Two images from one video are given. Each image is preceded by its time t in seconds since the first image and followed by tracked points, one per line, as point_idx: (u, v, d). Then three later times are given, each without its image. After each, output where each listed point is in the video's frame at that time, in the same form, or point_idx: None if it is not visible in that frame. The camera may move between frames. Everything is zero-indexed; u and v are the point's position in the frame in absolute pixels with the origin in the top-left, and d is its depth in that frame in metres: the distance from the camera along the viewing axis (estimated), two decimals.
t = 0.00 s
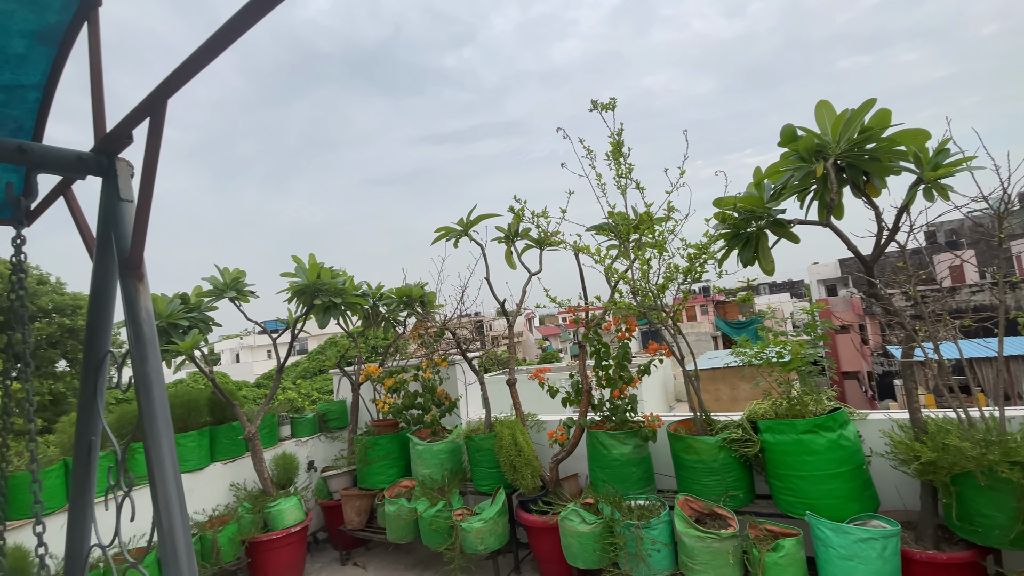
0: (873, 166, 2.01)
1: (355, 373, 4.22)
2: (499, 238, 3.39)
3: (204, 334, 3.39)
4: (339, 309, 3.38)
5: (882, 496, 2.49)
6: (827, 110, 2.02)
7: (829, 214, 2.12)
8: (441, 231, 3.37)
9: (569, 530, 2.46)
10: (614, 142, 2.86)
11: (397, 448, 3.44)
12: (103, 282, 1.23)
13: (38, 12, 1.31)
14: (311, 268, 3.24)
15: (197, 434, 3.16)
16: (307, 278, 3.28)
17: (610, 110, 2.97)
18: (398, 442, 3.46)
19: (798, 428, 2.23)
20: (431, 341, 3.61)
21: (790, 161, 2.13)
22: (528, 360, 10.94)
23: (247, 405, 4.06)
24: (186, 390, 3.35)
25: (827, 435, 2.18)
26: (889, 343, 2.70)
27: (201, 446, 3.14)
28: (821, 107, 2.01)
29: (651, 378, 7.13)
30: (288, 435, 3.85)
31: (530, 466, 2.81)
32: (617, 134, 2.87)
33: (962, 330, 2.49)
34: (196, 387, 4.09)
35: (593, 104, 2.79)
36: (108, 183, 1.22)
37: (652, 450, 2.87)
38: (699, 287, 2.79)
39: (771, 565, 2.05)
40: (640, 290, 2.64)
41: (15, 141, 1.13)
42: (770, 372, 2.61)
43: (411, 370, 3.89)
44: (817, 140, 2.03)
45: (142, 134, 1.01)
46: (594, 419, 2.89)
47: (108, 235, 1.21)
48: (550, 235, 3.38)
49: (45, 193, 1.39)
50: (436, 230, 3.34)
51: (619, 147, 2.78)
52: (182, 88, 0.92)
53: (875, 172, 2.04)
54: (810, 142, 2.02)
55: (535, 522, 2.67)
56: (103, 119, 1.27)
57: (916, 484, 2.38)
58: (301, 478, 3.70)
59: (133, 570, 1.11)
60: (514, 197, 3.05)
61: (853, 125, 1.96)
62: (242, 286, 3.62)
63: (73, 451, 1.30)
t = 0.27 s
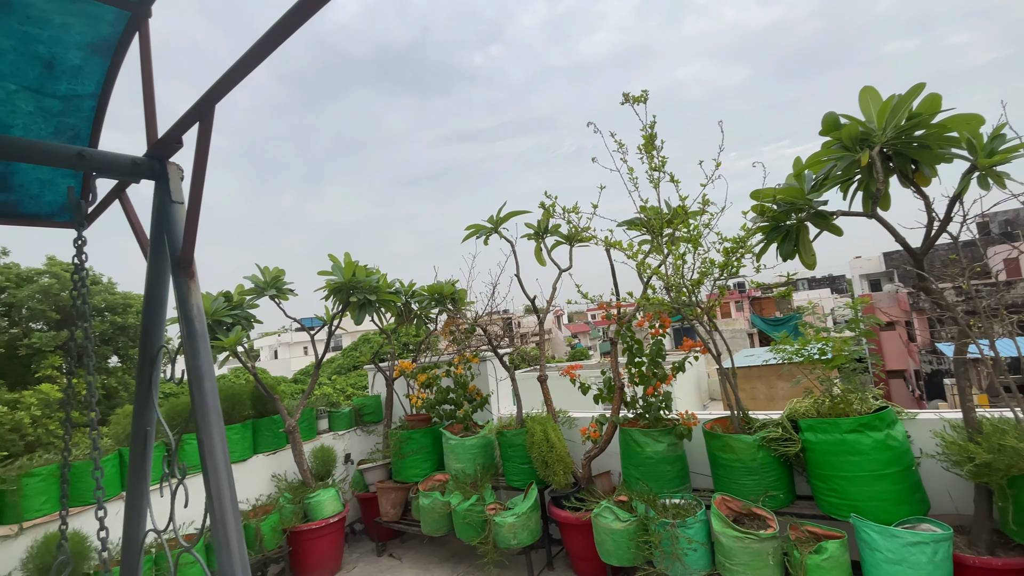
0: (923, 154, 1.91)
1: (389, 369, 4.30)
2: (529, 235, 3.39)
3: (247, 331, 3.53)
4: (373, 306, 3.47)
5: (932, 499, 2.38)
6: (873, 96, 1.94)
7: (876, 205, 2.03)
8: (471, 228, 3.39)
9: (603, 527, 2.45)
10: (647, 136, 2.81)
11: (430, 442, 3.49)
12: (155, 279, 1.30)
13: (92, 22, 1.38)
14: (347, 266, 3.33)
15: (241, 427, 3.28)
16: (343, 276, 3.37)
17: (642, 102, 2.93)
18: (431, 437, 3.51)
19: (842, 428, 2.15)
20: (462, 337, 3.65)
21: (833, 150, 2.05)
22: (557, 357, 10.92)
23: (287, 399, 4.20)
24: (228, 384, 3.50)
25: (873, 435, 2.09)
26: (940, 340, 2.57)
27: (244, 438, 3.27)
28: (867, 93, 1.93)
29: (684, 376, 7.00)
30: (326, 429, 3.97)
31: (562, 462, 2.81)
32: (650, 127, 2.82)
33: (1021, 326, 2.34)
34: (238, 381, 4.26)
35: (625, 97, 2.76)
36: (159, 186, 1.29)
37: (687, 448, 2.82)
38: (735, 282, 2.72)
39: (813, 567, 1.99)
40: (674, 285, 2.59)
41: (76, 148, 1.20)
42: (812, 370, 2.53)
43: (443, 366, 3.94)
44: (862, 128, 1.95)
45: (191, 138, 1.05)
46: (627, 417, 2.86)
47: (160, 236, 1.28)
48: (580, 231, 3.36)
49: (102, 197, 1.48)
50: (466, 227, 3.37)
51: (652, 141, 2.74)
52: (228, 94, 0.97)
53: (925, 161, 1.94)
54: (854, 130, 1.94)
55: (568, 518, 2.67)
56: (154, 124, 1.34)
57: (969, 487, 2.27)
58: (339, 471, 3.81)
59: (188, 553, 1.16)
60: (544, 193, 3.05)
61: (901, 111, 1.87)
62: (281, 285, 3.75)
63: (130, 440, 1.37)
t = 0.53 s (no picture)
0: (980, 141, 1.80)
1: (423, 364, 4.37)
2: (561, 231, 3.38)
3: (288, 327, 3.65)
4: (408, 303, 3.54)
5: (990, 504, 2.25)
6: (925, 79, 1.83)
7: (928, 195, 1.92)
8: (503, 226, 3.40)
9: (639, 525, 2.43)
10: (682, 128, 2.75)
11: (464, 437, 3.53)
12: (205, 278, 1.36)
13: (144, 34, 1.46)
14: (382, 264, 3.40)
15: (283, 420, 3.41)
16: (378, 274, 3.44)
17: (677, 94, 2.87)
18: (465, 432, 3.55)
19: (892, 429, 2.06)
20: (495, 334, 3.67)
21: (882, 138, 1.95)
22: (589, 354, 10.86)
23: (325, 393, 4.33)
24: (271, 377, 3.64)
25: (926, 436, 2.00)
26: (1000, 337, 2.43)
27: (286, 431, 3.39)
28: (918, 78, 1.83)
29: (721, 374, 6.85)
30: (363, 423, 4.07)
31: (596, 459, 2.79)
32: (685, 119, 2.76)
33: None
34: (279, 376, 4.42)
35: (659, 88, 2.71)
36: (208, 189, 1.35)
37: (726, 447, 2.76)
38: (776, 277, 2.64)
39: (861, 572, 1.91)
40: (711, 281, 2.52)
41: (133, 155, 1.28)
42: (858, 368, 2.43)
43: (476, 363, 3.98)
44: (914, 114, 1.85)
45: (238, 143, 1.10)
46: (662, 415, 2.81)
47: (210, 236, 1.34)
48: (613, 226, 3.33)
49: (156, 200, 1.55)
50: (498, 224, 3.38)
51: (687, 133, 2.68)
52: (272, 100, 1.00)
53: (982, 147, 1.82)
54: (905, 116, 1.84)
55: (603, 516, 2.65)
56: (202, 130, 1.40)
57: None
58: (376, 464, 3.90)
59: (239, 539, 1.22)
60: (576, 189, 3.03)
61: (956, 95, 1.75)
62: (320, 283, 3.86)
63: (184, 431, 1.44)
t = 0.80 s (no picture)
0: None
1: (457, 360, 4.43)
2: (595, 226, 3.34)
3: (328, 323, 3.76)
4: (443, 299, 3.58)
5: None
6: (988, 60, 1.72)
7: (990, 182, 1.81)
8: (536, 221, 3.39)
9: (677, 525, 2.39)
10: (721, 118, 2.68)
11: (499, 432, 3.56)
12: (254, 276, 1.42)
13: (194, 43, 1.53)
14: (418, 261, 3.46)
15: (325, 413, 3.52)
16: (414, 272, 3.50)
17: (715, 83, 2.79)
18: (500, 427, 3.57)
19: (949, 430, 1.96)
20: (529, 330, 3.68)
21: (938, 123, 1.85)
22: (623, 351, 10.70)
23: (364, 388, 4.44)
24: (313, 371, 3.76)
25: (986, 438, 1.88)
26: None
27: (327, 424, 3.50)
28: (979, 57, 1.72)
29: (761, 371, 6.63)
30: (400, 416, 4.16)
31: (632, 457, 2.76)
32: (724, 109, 2.69)
33: None
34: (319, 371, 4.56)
35: (697, 78, 2.64)
36: (255, 191, 1.41)
37: (768, 446, 2.68)
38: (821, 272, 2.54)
39: None
40: (752, 276, 2.45)
41: (186, 159, 1.34)
42: (912, 366, 2.31)
43: (510, 358, 3.99)
44: (974, 97, 1.74)
45: (284, 145, 1.14)
46: (701, 413, 2.76)
47: (258, 237, 1.40)
48: (648, 220, 3.27)
49: (207, 202, 1.63)
50: (531, 220, 3.38)
51: (726, 123, 2.61)
52: (316, 104, 1.03)
53: None
54: (964, 99, 1.73)
55: (640, 514, 2.63)
56: (249, 134, 1.46)
57: None
58: (413, 457, 3.98)
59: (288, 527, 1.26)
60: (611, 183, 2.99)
61: (1021, 76, 1.63)
62: (358, 280, 3.96)
63: (235, 422, 1.51)
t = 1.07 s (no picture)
0: None
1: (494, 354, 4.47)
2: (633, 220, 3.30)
3: (369, 318, 3.87)
4: (480, 295, 3.61)
5: None
6: None
7: None
8: (573, 216, 3.38)
9: (719, 523, 2.35)
10: (766, 107, 2.59)
11: (536, 427, 3.58)
12: (303, 273, 1.48)
13: (245, 51, 1.60)
14: (455, 257, 3.50)
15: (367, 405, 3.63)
16: (451, 267, 3.55)
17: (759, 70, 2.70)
18: (536, 422, 3.59)
19: (1013, 431, 1.83)
20: (565, 325, 3.67)
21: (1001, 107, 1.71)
22: (660, 347, 10.51)
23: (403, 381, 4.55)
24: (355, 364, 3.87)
25: None
26: None
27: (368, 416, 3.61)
28: None
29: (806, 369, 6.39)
30: (438, 410, 4.24)
31: (672, 454, 2.73)
32: (769, 97, 2.60)
33: None
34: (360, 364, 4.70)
35: (740, 66, 2.56)
36: (304, 191, 1.47)
37: (816, 446, 2.59)
38: (874, 265, 2.42)
39: None
40: (799, 270, 2.37)
41: (241, 162, 1.42)
42: (974, 364, 2.18)
43: (546, 353, 4.00)
44: None
45: (332, 146, 1.18)
46: (744, 410, 2.69)
47: (307, 235, 1.46)
48: (688, 214, 3.20)
49: (259, 203, 1.71)
50: (568, 215, 3.36)
51: (771, 112, 2.52)
52: (361, 105, 1.07)
53: None
54: None
55: (680, 512, 2.59)
56: (297, 137, 1.52)
57: None
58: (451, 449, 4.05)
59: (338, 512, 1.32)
60: (649, 176, 2.94)
61: None
62: (398, 276, 4.05)
63: (287, 412, 1.58)
